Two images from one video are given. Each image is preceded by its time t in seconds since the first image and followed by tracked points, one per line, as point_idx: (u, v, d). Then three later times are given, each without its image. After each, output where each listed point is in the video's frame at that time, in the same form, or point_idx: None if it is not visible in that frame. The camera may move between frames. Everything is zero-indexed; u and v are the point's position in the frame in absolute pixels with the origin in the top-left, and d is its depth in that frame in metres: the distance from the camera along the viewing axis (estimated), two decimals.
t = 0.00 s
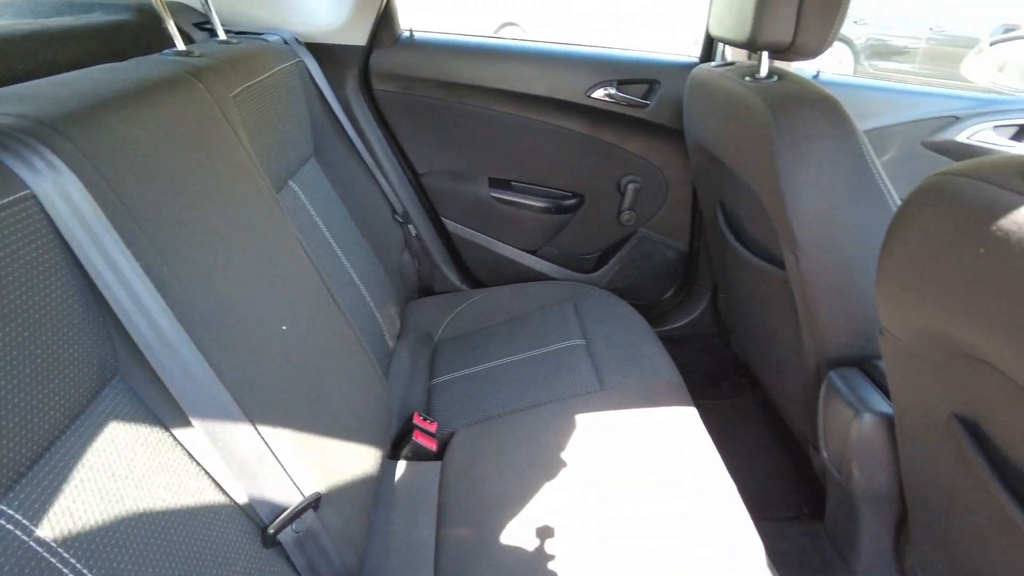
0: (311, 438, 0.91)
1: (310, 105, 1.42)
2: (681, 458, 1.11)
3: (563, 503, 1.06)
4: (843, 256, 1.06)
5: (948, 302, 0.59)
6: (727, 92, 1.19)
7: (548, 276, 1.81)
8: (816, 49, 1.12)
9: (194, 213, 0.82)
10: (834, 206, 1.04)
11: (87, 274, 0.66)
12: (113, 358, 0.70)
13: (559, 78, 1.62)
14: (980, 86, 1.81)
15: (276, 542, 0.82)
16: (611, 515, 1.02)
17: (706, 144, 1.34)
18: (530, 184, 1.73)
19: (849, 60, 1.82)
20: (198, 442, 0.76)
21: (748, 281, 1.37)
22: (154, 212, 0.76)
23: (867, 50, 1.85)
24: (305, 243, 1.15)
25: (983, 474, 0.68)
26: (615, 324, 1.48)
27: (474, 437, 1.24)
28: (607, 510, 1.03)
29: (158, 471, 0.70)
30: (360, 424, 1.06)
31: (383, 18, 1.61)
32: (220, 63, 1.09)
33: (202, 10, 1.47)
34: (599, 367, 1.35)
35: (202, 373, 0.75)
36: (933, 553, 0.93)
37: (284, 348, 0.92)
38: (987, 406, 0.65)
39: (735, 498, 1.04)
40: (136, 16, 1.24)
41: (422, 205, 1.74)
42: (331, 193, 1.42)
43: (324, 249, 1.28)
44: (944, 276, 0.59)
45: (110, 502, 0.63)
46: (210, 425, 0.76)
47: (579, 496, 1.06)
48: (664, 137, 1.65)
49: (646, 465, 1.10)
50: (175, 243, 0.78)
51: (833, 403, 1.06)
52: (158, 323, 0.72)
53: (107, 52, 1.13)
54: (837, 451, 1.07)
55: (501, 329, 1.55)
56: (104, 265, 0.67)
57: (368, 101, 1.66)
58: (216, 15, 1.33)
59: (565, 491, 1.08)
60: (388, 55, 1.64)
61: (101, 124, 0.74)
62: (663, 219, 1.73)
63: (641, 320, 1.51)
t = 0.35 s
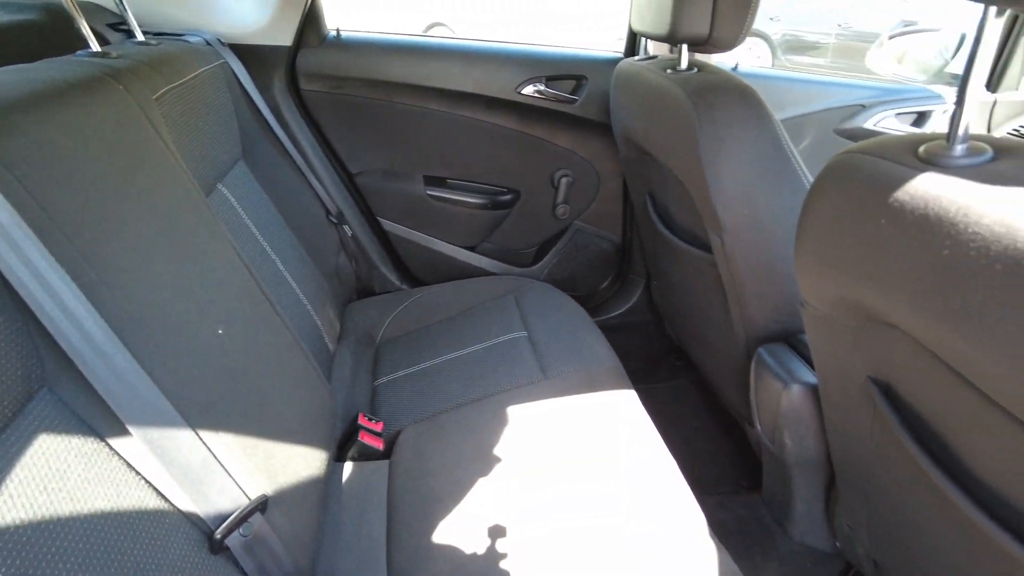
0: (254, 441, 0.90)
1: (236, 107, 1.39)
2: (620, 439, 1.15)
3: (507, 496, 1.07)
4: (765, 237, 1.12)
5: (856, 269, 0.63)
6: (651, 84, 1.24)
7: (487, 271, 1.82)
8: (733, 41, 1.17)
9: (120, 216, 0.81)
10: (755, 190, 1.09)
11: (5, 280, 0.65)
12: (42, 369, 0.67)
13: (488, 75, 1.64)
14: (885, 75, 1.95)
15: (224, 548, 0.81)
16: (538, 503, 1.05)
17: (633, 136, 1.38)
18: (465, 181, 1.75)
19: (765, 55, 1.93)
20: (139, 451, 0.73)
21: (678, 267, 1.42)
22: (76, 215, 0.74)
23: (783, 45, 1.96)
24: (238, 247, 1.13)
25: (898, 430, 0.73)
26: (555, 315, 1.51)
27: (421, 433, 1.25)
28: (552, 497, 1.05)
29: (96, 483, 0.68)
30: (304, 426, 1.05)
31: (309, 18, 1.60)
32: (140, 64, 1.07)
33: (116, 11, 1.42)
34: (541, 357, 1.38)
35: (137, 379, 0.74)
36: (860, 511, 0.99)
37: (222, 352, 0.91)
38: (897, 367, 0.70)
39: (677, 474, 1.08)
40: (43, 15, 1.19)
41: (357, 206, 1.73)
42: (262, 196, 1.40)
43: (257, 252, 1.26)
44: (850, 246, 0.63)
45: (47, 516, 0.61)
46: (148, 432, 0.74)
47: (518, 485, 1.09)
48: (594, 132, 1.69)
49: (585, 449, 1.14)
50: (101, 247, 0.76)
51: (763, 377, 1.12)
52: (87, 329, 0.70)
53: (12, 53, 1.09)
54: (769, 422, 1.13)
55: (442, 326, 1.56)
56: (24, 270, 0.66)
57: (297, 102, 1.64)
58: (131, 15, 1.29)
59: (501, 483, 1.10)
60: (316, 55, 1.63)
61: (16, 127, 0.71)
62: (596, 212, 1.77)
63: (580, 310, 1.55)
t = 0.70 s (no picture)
0: (204, 442, 0.89)
1: (173, 106, 1.36)
2: (572, 427, 1.17)
3: (464, 490, 1.08)
4: (705, 222, 1.15)
5: (787, 245, 0.67)
6: (591, 77, 1.26)
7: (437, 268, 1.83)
8: (668, 33, 1.20)
9: (54, 216, 0.79)
10: (694, 177, 1.12)
11: None
12: None
13: (430, 71, 1.65)
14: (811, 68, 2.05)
15: (178, 551, 0.80)
16: (473, 498, 1.06)
17: (575, 128, 1.41)
18: (412, 178, 1.75)
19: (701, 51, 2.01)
20: (85, 456, 0.71)
21: (624, 255, 1.45)
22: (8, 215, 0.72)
23: (720, 42, 2.10)
24: (181, 249, 1.11)
25: (833, 397, 0.77)
26: (506, 308, 1.53)
27: (377, 430, 1.25)
28: (509, 489, 1.07)
29: (41, 491, 0.65)
30: (256, 427, 1.04)
31: (245, 16, 1.59)
32: (70, 62, 1.04)
33: (40, 9, 1.37)
34: (494, 350, 1.39)
35: (80, 382, 0.73)
36: (804, 481, 1.03)
37: (168, 354, 0.89)
38: (830, 337, 0.73)
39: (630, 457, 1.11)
40: None
41: (302, 206, 1.71)
42: (204, 197, 1.37)
43: (201, 254, 1.24)
44: (781, 223, 0.66)
45: None
46: (94, 436, 0.73)
47: (469, 479, 1.10)
48: (538, 126, 1.71)
49: (538, 437, 1.16)
50: (35, 249, 0.74)
51: (708, 357, 1.15)
52: (26, 335, 0.69)
53: None
54: (716, 401, 1.16)
55: (394, 324, 1.56)
56: None
57: (236, 101, 1.61)
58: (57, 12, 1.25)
59: (450, 478, 1.11)
60: (254, 54, 1.61)
61: None
62: (543, 206, 1.80)
63: (530, 302, 1.57)
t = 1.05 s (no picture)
0: (165, 447, 0.88)
1: (118, 109, 1.33)
2: (536, 420, 1.19)
3: (430, 485, 1.08)
4: (658, 213, 1.18)
5: (736, 229, 0.69)
6: (543, 72, 1.28)
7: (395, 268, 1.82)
8: (618, 28, 1.22)
9: None
10: (646, 169, 1.15)
11: None
12: None
13: (382, 70, 1.65)
14: (754, 62, 2.12)
15: (143, 559, 0.79)
16: (440, 492, 1.07)
17: (528, 124, 1.43)
18: (368, 178, 1.74)
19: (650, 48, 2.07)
20: (43, 466, 0.69)
21: (581, 249, 1.48)
22: None
23: (667, 40, 2.21)
24: (133, 253, 1.09)
25: (784, 376, 0.81)
26: (466, 305, 1.54)
27: (341, 431, 1.24)
28: (475, 482, 1.07)
29: None
30: (218, 432, 1.03)
31: (190, 15, 1.56)
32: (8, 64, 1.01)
33: None
34: (455, 347, 1.40)
35: (32, 391, 0.72)
36: (761, 460, 1.07)
37: (124, 360, 0.88)
38: (780, 318, 0.76)
39: (593, 446, 1.13)
40: None
41: (255, 209, 1.69)
42: (154, 202, 1.34)
43: (154, 258, 1.22)
44: (729, 209, 0.69)
45: None
46: (50, 447, 0.70)
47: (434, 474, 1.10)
48: (492, 124, 1.73)
49: (502, 431, 1.17)
50: None
51: (666, 345, 1.18)
52: None
53: None
54: (675, 388, 1.20)
55: (354, 325, 1.55)
56: None
57: (185, 103, 1.58)
58: None
59: (415, 473, 1.11)
60: (201, 54, 1.58)
61: None
62: (499, 203, 1.81)
63: (489, 298, 1.58)
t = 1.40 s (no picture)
0: (128, 453, 0.87)
1: (71, 112, 1.31)
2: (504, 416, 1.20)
3: (399, 484, 1.08)
4: (619, 208, 1.20)
5: (692, 220, 0.71)
6: (503, 71, 1.29)
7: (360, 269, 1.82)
8: (576, 27, 1.25)
9: None
10: (607, 165, 1.17)
11: None
12: None
13: (343, 70, 1.64)
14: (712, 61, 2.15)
15: (109, 566, 0.77)
16: (410, 490, 1.07)
17: (490, 123, 1.44)
18: (331, 179, 1.74)
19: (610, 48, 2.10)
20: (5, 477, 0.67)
21: (546, 245, 1.49)
22: None
23: (628, 38, 2.28)
24: (91, 259, 1.07)
25: (743, 363, 0.83)
26: (434, 304, 1.54)
27: (310, 433, 1.24)
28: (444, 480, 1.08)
29: None
30: (183, 437, 1.02)
31: (144, 15, 1.53)
32: None
33: None
34: (423, 346, 1.40)
35: None
36: (724, 447, 1.09)
37: (83, 366, 0.86)
38: (737, 306, 0.79)
39: (562, 439, 1.15)
40: None
41: (217, 212, 1.67)
42: (111, 206, 1.32)
43: (113, 263, 1.20)
44: (686, 200, 0.71)
45: None
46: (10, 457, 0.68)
47: (402, 473, 1.10)
48: (454, 123, 1.74)
49: (470, 427, 1.18)
50: None
51: (630, 337, 1.21)
52: None
53: None
54: (640, 379, 1.22)
55: (321, 327, 1.55)
56: None
57: (141, 106, 1.56)
58: None
59: (385, 473, 1.11)
60: (157, 55, 1.56)
61: None
62: (464, 202, 1.82)
63: (456, 297, 1.58)
